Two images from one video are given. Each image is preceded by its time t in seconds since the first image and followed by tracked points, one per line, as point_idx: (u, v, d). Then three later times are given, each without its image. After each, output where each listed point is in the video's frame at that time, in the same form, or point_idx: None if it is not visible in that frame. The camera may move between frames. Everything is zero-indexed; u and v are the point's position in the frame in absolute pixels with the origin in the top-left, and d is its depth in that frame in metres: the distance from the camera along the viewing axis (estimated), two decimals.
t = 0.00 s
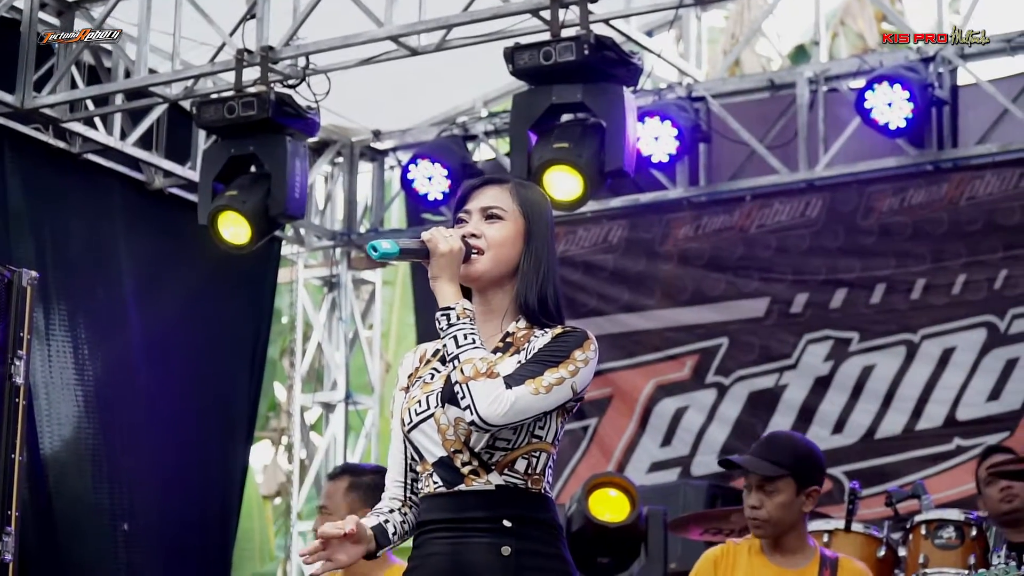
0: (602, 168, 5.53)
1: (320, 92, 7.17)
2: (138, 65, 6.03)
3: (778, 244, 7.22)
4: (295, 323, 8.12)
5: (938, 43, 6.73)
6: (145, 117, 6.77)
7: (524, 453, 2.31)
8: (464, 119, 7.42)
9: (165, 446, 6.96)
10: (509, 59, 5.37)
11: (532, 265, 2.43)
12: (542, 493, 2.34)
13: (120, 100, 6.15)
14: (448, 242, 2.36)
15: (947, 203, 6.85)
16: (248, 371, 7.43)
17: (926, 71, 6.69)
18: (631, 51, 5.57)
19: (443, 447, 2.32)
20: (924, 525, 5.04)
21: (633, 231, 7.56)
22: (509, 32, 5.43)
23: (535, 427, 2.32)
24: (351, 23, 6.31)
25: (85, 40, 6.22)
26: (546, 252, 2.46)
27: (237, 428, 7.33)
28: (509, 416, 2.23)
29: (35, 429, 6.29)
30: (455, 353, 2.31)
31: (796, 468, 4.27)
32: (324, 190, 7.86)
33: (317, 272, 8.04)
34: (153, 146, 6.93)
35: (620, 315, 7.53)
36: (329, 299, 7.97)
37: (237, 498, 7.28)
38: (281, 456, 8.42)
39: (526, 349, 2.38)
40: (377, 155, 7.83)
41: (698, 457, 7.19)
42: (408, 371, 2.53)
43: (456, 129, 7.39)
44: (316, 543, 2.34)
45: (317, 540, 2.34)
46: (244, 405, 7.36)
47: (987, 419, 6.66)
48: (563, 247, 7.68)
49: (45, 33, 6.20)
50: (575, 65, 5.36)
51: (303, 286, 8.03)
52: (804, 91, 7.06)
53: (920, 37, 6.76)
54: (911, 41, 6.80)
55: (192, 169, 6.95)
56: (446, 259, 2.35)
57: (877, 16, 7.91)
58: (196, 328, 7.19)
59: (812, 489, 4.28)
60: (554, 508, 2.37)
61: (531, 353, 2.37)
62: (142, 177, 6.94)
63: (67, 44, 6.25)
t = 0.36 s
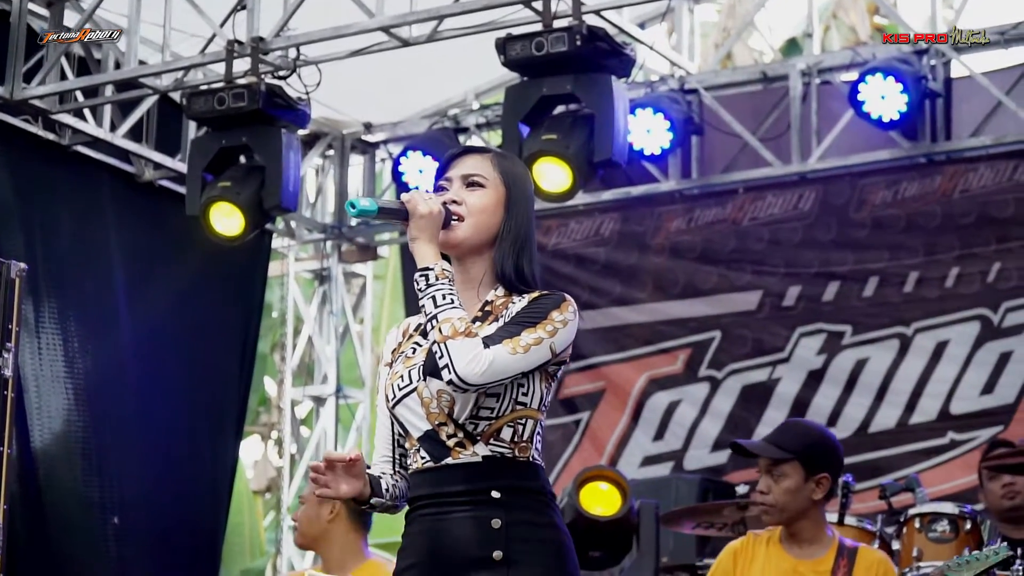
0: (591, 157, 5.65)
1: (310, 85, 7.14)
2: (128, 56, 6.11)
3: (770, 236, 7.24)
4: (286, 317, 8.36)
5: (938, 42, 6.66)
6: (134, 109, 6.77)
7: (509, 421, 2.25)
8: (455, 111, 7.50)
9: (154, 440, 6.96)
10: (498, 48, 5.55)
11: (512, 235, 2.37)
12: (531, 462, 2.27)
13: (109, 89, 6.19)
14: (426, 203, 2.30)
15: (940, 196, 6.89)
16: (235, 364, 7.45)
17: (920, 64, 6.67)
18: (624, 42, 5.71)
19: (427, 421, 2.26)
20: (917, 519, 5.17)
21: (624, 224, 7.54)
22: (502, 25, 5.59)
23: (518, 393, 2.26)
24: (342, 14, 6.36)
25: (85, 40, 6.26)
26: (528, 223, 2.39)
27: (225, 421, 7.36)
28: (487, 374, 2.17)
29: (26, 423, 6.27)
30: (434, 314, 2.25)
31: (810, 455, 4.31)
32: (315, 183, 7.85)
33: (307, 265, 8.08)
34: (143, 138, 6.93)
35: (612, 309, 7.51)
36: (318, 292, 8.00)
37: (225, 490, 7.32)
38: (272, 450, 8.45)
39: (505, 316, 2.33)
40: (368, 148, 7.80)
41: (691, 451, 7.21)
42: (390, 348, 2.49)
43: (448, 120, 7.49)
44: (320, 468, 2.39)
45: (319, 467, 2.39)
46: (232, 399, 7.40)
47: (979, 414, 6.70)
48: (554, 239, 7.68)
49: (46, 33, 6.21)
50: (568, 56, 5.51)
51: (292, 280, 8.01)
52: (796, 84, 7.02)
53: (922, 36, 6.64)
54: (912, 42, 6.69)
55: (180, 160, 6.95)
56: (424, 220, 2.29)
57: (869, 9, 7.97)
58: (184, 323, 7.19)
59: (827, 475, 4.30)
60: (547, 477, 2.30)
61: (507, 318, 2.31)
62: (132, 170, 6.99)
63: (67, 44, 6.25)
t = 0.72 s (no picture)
0: (581, 150, 5.88)
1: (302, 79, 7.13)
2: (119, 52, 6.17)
3: (765, 232, 7.22)
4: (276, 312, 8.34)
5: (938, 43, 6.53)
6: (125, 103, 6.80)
7: (526, 416, 2.25)
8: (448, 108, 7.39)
9: (148, 436, 7.01)
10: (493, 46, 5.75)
11: (512, 227, 2.38)
12: (555, 457, 2.28)
13: (99, 84, 6.25)
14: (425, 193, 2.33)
15: (935, 191, 6.87)
16: (229, 357, 7.37)
17: (915, 59, 6.64)
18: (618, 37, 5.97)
19: (445, 428, 2.27)
20: (914, 516, 5.17)
21: (618, 220, 7.53)
22: (494, 19, 5.75)
23: (530, 387, 2.27)
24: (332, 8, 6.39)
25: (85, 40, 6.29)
26: (527, 215, 2.40)
27: (217, 421, 7.30)
28: (490, 355, 2.18)
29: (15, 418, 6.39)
30: (434, 294, 2.28)
31: (825, 449, 4.30)
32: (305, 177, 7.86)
33: (299, 261, 8.20)
34: (134, 133, 6.96)
35: (606, 305, 7.49)
36: (311, 289, 7.97)
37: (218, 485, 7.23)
38: (263, 448, 8.40)
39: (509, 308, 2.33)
40: (360, 143, 7.78)
41: (685, 448, 7.18)
42: (406, 360, 2.45)
43: (441, 117, 7.38)
44: None
45: None
46: (223, 394, 7.33)
47: (975, 410, 6.69)
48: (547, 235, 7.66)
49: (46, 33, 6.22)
50: (561, 49, 5.69)
51: (285, 275, 8.20)
52: (790, 79, 7.02)
53: (919, 37, 6.53)
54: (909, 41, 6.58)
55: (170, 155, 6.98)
56: (423, 209, 2.32)
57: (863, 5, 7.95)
58: (180, 322, 7.23)
59: (842, 469, 4.30)
60: (575, 472, 2.31)
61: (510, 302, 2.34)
62: (122, 165, 7.02)
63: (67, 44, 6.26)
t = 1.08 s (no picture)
0: (570, 148, 5.90)
1: (294, 76, 7.11)
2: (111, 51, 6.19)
3: (760, 231, 7.19)
4: (269, 313, 8.32)
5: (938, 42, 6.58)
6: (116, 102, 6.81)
7: (531, 439, 2.24)
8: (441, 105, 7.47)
9: (141, 440, 7.03)
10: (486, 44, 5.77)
11: (512, 244, 2.35)
12: (566, 470, 2.27)
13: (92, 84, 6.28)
14: (422, 214, 2.31)
15: (931, 190, 6.83)
16: (222, 359, 7.42)
17: (911, 56, 6.61)
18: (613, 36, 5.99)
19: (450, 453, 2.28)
20: (910, 518, 5.13)
21: (612, 220, 7.50)
22: (487, 18, 5.78)
23: (533, 409, 2.25)
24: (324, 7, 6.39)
25: (85, 39, 6.36)
26: (529, 231, 2.37)
27: (209, 420, 7.35)
28: (490, 390, 2.15)
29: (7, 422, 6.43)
30: (433, 328, 2.25)
31: (838, 446, 4.29)
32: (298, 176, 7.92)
33: (291, 261, 8.20)
34: (125, 131, 6.97)
35: (600, 305, 7.46)
36: (304, 289, 7.98)
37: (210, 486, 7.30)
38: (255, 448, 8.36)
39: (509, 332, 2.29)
40: (353, 142, 7.83)
41: (679, 449, 7.15)
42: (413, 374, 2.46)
43: (434, 115, 7.46)
44: None
45: None
46: (216, 394, 7.37)
47: (973, 411, 6.65)
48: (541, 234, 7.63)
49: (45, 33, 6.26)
50: (555, 47, 5.73)
51: (279, 277, 8.13)
52: (786, 77, 7.00)
53: (920, 36, 6.56)
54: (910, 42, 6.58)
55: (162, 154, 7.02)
56: (420, 231, 2.30)
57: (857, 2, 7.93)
58: (173, 323, 7.25)
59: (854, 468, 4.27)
60: (587, 479, 2.29)
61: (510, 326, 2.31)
62: (114, 164, 7.03)
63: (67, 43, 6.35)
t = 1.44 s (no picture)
0: (562, 147, 5.87)
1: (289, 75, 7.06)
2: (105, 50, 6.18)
3: (758, 232, 7.15)
4: (265, 311, 8.06)
5: (938, 42, 6.55)
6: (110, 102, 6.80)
7: (523, 438, 2.21)
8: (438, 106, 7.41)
9: (138, 441, 7.00)
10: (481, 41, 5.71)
11: (513, 235, 2.32)
12: (554, 471, 2.24)
13: (85, 84, 6.30)
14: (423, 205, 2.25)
15: (932, 191, 6.80)
16: (218, 361, 7.43)
17: (911, 56, 6.58)
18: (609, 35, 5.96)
19: (438, 446, 2.23)
20: (911, 522, 5.10)
21: (609, 220, 7.47)
22: (482, 17, 5.74)
23: (528, 408, 2.22)
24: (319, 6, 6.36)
25: (85, 40, 6.34)
26: (532, 221, 2.34)
27: (206, 421, 7.36)
28: (489, 394, 2.12)
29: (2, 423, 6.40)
30: (433, 326, 2.20)
31: (845, 448, 4.26)
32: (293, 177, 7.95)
33: (287, 262, 8.19)
34: (119, 131, 6.94)
35: (598, 306, 7.43)
36: (300, 289, 8.01)
37: (206, 491, 7.29)
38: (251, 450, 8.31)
39: (506, 327, 2.28)
40: (349, 142, 7.80)
41: (677, 450, 7.10)
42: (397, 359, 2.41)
43: (431, 116, 7.41)
44: None
45: None
46: (211, 396, 7.38)
47: (974, 413, 6.61)
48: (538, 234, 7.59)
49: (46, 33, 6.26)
50: (551, 46, 5.70)
51: (273, 276, 8.14)
52: (785, 77, 6.95)
53: (920, 36, 6.54)
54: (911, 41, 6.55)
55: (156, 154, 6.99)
56: (420, 223, 2.24)
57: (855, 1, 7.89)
58: (170, 325, 7.25)
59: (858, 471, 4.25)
60: (573, 482, 2.27)
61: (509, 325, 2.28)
62: (108, 164, 7.00)
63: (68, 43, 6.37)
